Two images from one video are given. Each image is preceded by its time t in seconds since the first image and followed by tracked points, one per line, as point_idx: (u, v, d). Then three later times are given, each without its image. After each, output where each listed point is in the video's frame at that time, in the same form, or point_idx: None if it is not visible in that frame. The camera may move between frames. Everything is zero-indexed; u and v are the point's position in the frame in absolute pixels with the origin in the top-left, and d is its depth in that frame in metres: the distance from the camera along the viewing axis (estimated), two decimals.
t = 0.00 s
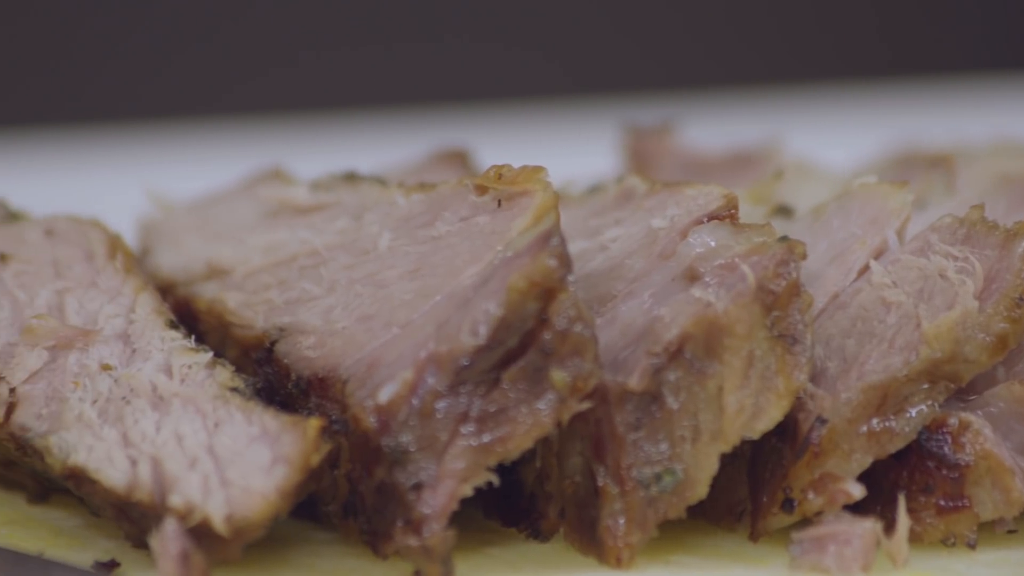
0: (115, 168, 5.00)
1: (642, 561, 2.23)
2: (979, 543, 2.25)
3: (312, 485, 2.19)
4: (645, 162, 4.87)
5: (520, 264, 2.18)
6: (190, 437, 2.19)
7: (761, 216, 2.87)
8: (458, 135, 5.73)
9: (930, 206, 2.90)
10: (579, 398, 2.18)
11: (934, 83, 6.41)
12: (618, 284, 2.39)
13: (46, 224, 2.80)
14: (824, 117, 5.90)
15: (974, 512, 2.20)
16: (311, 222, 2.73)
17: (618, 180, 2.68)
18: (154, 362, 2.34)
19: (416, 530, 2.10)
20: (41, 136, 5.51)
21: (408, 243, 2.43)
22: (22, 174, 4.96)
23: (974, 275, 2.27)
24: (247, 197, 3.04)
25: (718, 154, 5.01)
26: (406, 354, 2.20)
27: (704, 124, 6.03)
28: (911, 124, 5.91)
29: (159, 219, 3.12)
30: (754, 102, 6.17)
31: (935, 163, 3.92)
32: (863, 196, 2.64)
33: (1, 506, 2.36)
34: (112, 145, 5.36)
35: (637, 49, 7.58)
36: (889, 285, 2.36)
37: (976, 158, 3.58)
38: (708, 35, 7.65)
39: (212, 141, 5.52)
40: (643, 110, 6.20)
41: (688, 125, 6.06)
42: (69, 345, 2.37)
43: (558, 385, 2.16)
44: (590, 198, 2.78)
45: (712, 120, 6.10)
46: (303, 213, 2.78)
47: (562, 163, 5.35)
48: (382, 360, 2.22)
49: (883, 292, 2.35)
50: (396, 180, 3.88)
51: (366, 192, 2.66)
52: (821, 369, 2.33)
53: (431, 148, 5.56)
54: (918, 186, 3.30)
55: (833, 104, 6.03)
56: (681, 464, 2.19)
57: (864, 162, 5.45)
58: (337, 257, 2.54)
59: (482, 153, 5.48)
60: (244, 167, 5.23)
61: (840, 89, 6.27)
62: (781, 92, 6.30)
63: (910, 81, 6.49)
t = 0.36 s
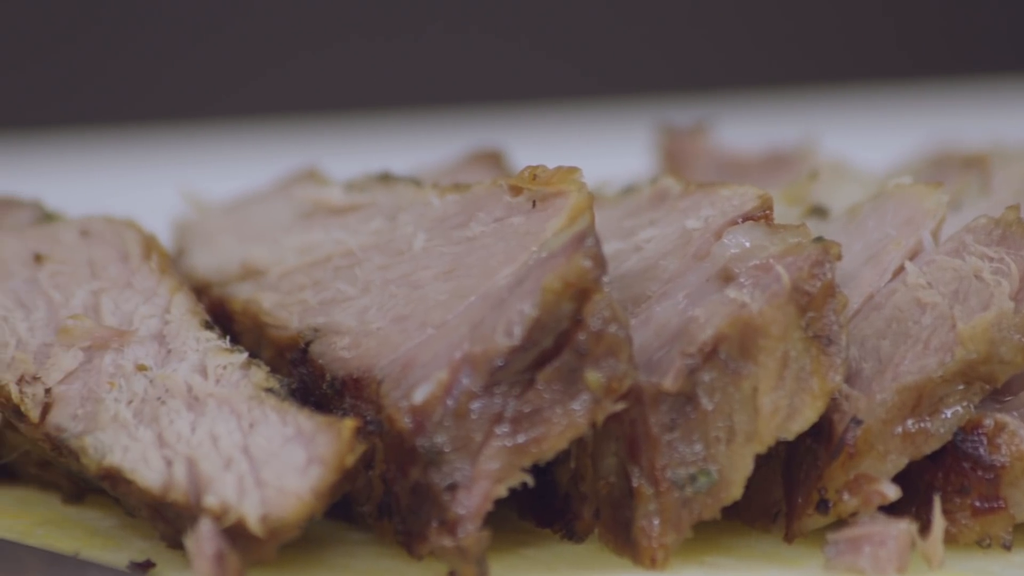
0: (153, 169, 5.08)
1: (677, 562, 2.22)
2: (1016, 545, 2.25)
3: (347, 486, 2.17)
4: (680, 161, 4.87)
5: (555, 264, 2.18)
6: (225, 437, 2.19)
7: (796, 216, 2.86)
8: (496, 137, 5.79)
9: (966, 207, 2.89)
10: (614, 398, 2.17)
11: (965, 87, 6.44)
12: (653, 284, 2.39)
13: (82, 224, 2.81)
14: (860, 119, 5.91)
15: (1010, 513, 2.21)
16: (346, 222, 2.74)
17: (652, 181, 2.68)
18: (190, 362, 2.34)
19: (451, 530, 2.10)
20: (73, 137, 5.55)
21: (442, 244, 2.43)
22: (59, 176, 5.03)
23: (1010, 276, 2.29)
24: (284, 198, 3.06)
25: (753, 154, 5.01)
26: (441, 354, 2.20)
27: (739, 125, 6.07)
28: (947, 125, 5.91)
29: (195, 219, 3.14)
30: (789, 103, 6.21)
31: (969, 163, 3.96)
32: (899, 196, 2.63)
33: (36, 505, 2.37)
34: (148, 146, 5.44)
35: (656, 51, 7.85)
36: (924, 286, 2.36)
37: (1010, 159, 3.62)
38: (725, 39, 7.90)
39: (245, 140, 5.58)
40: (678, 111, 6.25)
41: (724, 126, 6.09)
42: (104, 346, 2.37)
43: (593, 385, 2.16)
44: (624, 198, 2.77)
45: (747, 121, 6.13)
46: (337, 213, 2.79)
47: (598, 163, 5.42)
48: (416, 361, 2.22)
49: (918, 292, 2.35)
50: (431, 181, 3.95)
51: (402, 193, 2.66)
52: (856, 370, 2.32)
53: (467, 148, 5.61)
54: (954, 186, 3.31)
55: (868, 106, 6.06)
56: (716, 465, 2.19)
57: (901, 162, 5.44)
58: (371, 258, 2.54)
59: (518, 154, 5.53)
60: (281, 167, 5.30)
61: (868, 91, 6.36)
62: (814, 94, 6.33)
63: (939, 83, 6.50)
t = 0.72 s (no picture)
0: (191, 169, 5.09)
1: (713, 562, 2.22)
2: None
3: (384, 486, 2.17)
4: (716, 162, 4.86)
5: (591, 264, 2.17)
6: (262, 438, 2.19)
7: (832, 216, 2.85)
8: (531, 135, 5.82)
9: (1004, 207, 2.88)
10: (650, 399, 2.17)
11: (997, 87, 6.40)
12: (690, 285, 2.40)
13: (119, 224, 2.81)
14: (896, 119, 5.91)
15: None
16: (382, 222, 2.75)
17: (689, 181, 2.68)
18: (226, 362, 2.34)
19: (487, 530, 2.10)
20: (110, 136, 5.58)
21: (478, 244, 2.43)
22: (96, 176, 5.04)
23: None
24: (320, 199, 3.08)
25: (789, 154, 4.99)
26: (477, 355, 2.19)
27: (775, 124, 6.07)
28: (984, 125, 5.90)
29: (231, 219, 3.17)
30: (826, 103, 6.20)
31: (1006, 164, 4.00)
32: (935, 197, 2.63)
33: (74, 506, 2.37)
34: (182, 146, 5.45)
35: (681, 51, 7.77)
36: (961, 286, 2.35)
37: None
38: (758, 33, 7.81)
39: (280, 141, 5.59)
40: (714, 110, 6.25)
41: (759, 125, 6.09)
42: (142, 346, 2.37)
43: (629, 386, 2.15)
44: (660, 198, 2.77)
45: (782, 120, 6.12)
46: (374, 213, 2.80)
47: (635, 163, 5.44)
48: (453, 361, 2.22)
49: (955, 293, 2.34)
50: (468, 181, 3.92)
51: (438, 193, 2.67)
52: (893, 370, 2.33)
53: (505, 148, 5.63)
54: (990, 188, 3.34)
55: (904, 106, 6.04)
56: (753, 466, 2.18)
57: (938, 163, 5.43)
58: (407, 258, 2.55)
59: (556, 154, 5.56)
60: (321, 167, 5.33)
61: (909, 91, 6.30)
62: (847, 95, 6.33)
63: (970, 82, 6.46)
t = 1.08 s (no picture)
0: (229, 169, 5.11)
1: (749, 564, 2.22)
2: None
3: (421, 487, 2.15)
4: (754, 164, 4.86)
5: (629, 265, 2.16)
6: (299, 439, 2.19)
7: (869, 218, 2.86)
8: (565, 138, 5.83)
9: None
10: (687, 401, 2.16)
11: None
12: (726, 286, 2.39)
13: (158, 226, 2.83)
14: (934, 120, 5.90)
15: None
16: (420, 223, 2.77)
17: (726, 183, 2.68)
18: (264, 363, 2.35)
19: (525, 532, 2.10)
20: (138, 137, 5.56)
21: (515, 246, 2.44)
22: (137, 176, 5.07)
23: None
24: (356, 200, 3.11)
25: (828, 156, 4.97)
26: (515, 355, 2.19)
27: (812, 125, 6.07)
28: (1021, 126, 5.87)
29: (268, 220, 3.21)
30: (863, 105, 6.19)
31: None
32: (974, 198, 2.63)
33: (113, 506, 2.38)
34: (214, 147, 5.43)
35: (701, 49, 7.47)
36: (999, 288, 2.37)
37: None
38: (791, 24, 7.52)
39: (310, 143, 5.57)
40: (752, 111, 6.25)
41: (796, 126, 6.08)
42: (180, 346, 2.38)
43: (666, 387, 2.14)
44: (697, 199, 2.76)
45: (819, 121, 6.11)
46: (412, 214, 2.81)
47: (669, 164, 5.44)
48: (490, 362, 2.22)
49: (993, 295, 2.37)
50: (504, 181, 4.01)
51: (475, 194, 2.68)
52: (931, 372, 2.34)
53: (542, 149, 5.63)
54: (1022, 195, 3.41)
55: (942, 108, 6.02)
56: (790, 467, 2.18)
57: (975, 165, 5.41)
58: (444, 260, 2.55)
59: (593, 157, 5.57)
60: (356, 167, 5.32)
61: (948, 93, 6.25)
62: (882, 96, 6.32)
63: (1001, 84, 6.42)
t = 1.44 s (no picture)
0: (267, 168, 5.14)
1: (786, 564, 2.21)
2: None
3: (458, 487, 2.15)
4: (790, 164, 4.87)
5: (665, 266, 2.15)
6: (336, 439, 2.19)
7: (905, 218, 2.86)
8: (606, 137, 5.80)
9: None
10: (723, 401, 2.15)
11: None
12: (763, 286, 2.39)
13: (194, 226, 2.84)
14: (968, 121, 5.89)
15: None
16: (456, 224, 2.78)
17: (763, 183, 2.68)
18: (301, 363, 2.35)
19: (562, 532, 2.10)
20: (173, 137, 5.59)
21: (551, 246, 2.44)
22: (176, 173, 5.12)
23: None
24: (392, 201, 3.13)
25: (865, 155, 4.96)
26: (553, 356, 2.19)
27: (846, 125, 6.06)
28: None
29: (306, 222, 3.26)
30: (898, 104, 6.17)
31: None
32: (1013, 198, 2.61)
33: (150, 506, 2.40)
34: (249, 146, 5.46)
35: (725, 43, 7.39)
36: None
37: None
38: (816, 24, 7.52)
39: (342, 142, 5.60)
40: (788, 112, 6.25)
41: (830, 126, 6.08)
42: (216, 346, 2.38)
43: (703, 387, 2.12)
44: (734, 200, 2.77)
45: (853, 121, 6.10)
46: (449, 215, 2.82)
47: (706, 163, 5.48)
48: (527, 363, 2.22)
49: None
50: (542, 181, 4.04)
51: (511, 194, 2.69)
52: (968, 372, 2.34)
53: (577, 149, 5.64)
54: None
55: (977, 108, 6.00)
56: (827, 467, 2.18)
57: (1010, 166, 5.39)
58: (480, 260, 2.56)
59: (628, 156, 5.59)
60: (394, 167, 5.34)
61: (977, 93, 6.22)
62: (914, 96, 6.30)
63: None
